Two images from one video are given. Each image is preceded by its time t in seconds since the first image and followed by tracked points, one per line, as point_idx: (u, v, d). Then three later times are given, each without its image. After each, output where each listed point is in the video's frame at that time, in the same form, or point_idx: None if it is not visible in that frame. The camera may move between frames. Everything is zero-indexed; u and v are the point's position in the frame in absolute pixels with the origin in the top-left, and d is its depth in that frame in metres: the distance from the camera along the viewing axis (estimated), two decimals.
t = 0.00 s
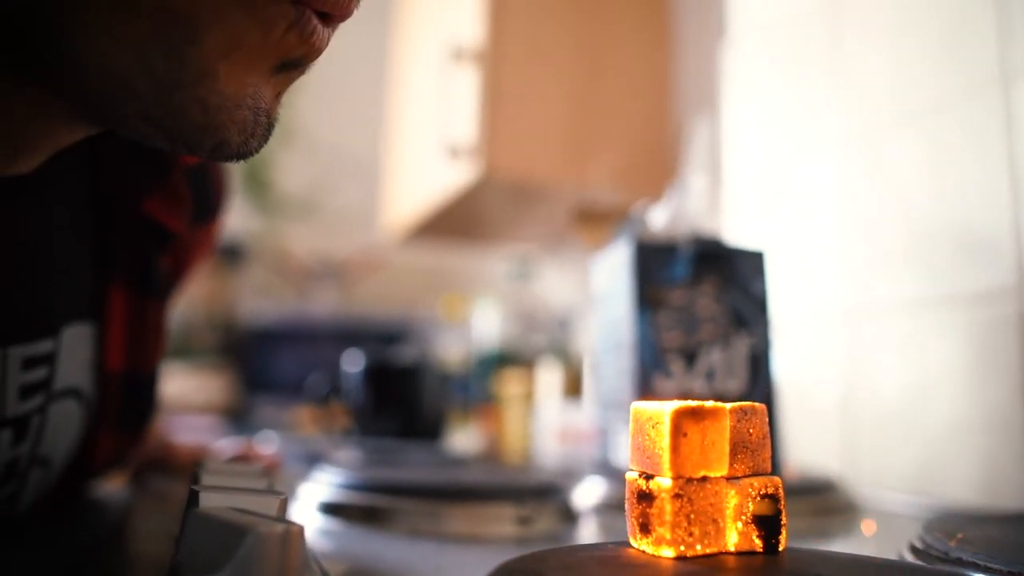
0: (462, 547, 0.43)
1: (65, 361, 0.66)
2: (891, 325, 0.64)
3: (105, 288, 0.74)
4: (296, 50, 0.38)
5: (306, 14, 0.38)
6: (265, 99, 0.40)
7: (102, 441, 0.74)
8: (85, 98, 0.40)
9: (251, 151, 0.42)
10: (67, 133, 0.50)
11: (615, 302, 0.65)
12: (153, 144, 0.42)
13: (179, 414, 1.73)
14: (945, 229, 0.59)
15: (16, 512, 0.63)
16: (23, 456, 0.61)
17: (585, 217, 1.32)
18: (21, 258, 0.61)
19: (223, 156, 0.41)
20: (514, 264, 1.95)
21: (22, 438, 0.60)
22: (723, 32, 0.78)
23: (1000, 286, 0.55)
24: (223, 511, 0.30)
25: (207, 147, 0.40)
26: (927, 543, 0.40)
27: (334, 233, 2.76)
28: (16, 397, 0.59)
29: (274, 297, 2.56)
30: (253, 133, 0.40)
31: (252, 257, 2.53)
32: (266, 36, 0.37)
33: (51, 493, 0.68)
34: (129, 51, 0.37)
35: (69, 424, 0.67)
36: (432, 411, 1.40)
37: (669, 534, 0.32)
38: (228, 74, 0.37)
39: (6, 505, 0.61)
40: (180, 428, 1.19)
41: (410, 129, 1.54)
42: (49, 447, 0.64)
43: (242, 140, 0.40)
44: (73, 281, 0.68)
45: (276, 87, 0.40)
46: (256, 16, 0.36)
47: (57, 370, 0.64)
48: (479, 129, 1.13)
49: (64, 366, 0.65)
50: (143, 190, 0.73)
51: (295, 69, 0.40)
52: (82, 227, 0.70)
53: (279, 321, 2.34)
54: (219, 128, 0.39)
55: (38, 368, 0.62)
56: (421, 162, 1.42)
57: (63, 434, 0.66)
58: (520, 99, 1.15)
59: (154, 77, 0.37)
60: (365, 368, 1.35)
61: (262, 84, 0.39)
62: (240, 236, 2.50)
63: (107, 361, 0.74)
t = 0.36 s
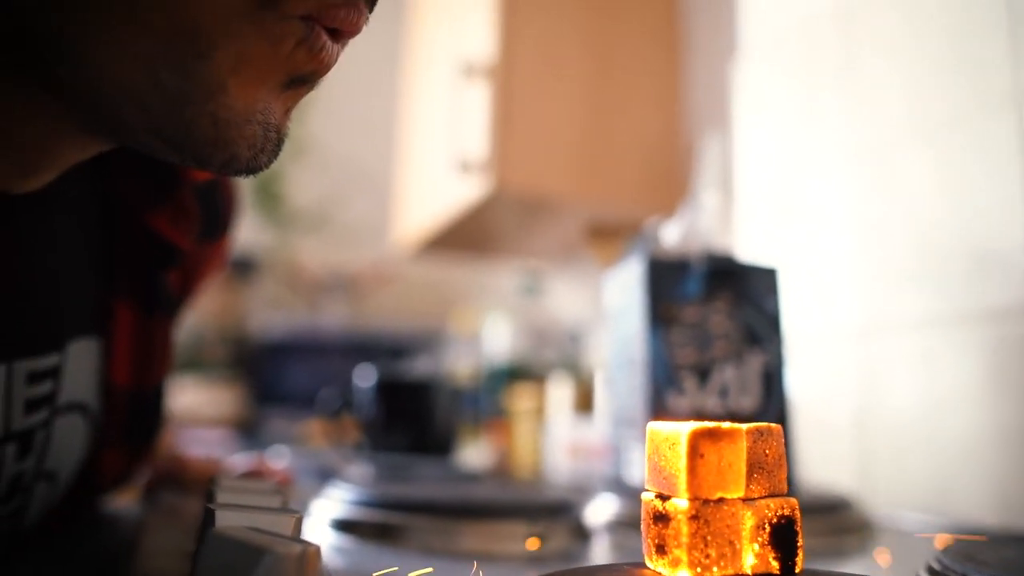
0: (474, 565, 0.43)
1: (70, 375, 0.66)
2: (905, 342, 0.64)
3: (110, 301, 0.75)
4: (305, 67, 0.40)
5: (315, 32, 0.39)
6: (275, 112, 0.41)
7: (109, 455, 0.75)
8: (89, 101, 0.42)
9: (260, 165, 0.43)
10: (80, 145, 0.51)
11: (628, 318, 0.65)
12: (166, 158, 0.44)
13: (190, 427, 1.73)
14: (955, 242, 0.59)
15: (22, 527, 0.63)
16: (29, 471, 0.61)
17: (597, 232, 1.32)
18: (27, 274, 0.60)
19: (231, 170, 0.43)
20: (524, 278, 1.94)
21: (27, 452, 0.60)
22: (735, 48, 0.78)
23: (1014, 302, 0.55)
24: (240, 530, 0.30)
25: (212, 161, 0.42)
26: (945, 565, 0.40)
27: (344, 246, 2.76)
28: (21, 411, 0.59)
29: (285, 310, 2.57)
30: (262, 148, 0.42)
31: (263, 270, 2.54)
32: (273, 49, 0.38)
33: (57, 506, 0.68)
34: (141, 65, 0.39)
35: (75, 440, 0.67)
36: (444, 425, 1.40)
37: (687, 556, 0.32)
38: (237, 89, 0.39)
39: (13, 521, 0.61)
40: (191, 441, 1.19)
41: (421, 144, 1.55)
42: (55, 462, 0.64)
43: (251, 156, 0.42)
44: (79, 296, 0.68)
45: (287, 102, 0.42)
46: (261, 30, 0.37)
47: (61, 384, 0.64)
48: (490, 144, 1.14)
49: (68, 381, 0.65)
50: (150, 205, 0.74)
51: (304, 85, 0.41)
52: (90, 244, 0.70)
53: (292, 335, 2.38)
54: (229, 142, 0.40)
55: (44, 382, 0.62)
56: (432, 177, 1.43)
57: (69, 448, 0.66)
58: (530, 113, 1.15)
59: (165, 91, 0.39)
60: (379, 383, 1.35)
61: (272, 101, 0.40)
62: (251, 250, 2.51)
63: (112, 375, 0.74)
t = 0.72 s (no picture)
0: None
1: (75, 386, 0.66)
2: (915, 355, 0.62)
3: (115, 315, 0.75)
4: (288, 78, 0.40)
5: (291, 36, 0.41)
6: (269, 121, 0.42)
7: (116, 465, 0.76)
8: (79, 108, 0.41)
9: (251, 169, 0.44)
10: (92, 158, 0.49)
11: (636, 332, 0.65)
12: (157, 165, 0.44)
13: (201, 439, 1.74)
14: (967, 257, 0.57)
15: (28, 538, 0.63)
16: (35, 482, 0.61)
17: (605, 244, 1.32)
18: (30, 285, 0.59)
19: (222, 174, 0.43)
20: (533, 290, 1.95)
21: (34, 462, 0.60)
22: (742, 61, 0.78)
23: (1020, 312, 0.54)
24: (252, 550, 0.30)
25: (204, 165, 0.42)
26: None
27: (353, 258, 2.77)
28: (30, 421, 0.59)
29: (294, 322, 2.58)
30: (253, 150, 0.42)
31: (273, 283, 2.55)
32: (254, 61, 0.39)
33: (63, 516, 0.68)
34: (125, 70, 0.39)
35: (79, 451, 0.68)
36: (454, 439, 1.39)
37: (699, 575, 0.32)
38: (225, 96, 0.39)
39: (18, 532, 0.61)
40: (200, 455, 1.20)
41: (429, 158, 1.56)
42: (60, 472, 0.64)
43: (242, 158, 0.42)
44: (83, 307, 0.68)
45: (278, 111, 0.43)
46: (239, 37, 0.38)
47: (68, 395, 0.65)
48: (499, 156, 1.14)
49: (74, 392, 0.66)
50: (154, 214, 0.74)
51: (290, 99, 0.42)
52: (94, 251, 0.70)
53: (297, 346, 2.34)
54: (220, 147, 0.41)
55: (50, 393, 0.62)
56: (440, 191, 1.43)
57: (74, 458, 0.66)
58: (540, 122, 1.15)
59: (149, 100, 0.39)
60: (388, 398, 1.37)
61: (265, 109, 0.41)
62: (261, 262, 2.52)
63: (118, 389, 0.74)
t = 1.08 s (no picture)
0: None
1: (123, 390, 0.67)
2: (944, 366, 0.62)
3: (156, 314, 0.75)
4: (310, 102, 0.41)
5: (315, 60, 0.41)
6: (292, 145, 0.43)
7: (156, 469, 0.78)
8: (98, 114, 0.43)
9: (274, 189, 0.44)
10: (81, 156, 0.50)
11: (664, 342, 0.65)
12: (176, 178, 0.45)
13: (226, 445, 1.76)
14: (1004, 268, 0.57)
15: (71, 538, 0.64)
16: (79, 483, 0.62)
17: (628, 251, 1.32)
18: (74, 288, 0.59)
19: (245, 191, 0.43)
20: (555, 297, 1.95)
21: (79, 462, 0.61)
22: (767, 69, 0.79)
23: None
24: (289, 559, 0.31)
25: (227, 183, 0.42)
26: None
27: (374, 265, 2.79)
28: (78, 422, 0.60)
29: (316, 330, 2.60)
30: (273, 174, 0.43)
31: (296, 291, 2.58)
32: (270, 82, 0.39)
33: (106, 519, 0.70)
34: (150, 89, 0.40)
35: (122, 455, 0.69)
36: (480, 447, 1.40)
37: None
38: (248, 119, 0.40)
39: (62, 532, 0.62)
40: (227, 461, 1.21)
41: (451, 167, 1.57)
42: (105, 474, 0.66)
43: (263, 179, 0.42)
44: (128, 311, 0.68)
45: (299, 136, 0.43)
46: (264, 60, 0.39)
47: (114, 398, 0.66)
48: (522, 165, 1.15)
49: (121, 396, 0.67)
50: (197, 221, 0.73)
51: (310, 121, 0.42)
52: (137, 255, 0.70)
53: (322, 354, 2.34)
54: (242, 167, 0.41)
55: (97, 395, 0.63)
56: (462, 200, 1.45)
57: (117, 461, 0.68)
58: (562, 129, 1.16)
59: (176, 121, 0.40)
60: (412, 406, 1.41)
61: (286, 131, 0.42)
62: (283, 270, 2.55)
63: (161, 392, 0.75)
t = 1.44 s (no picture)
0: None
1: (157, 387, 0.68)
2: (970, 376, 0.61)
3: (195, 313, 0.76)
4: (318, 103, 0.42)
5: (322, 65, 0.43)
6: (302, 146, 0.44)
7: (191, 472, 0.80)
8: (110, 115, 0.45)
9: (285, 189, 0.45)
10: (80, 158, 0.52)
11: (686, 353, 0.64)
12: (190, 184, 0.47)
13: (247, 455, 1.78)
14: (1019, 272, 0.55)
15: (103, 534, 0.65)
16: (113, 477, 0.63)
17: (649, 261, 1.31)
18: (107, 287, 0.61)
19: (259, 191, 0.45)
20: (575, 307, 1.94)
21: (113, 457, 0.62)
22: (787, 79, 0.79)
23: None
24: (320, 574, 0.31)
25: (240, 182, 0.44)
26: None
27: (391, 275, 2.80)
28: (111, 416, 0.61)
29: (334, 340, 2.61)
30: (283, 172, 0.44)
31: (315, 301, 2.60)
32: (282, 81, 0.41)
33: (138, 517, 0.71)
34: (162, 90, 0.42)
35: (154, 454, 0.69)
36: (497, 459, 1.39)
37: None
38: (259, 119, 0.42)
39: (95, 527, 0.63)
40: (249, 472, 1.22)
41: (470, 178, 1.57)
42: (137, 471, 0.67)
43: (273, 177, 0.43)
44: (163, 310, 0.68)
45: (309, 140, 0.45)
46: (273, 61, 0.41)
47: (148, 393, 0.66)
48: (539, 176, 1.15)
49: (155, 392, 0.67)
50: (229, 219, 0.74)
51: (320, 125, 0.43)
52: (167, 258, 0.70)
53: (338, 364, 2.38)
54: (252, 166, 0.43)
55: (131, 390, 0.64)
56: (481, 211, 1.45)
57: (150, 459, 0.68)
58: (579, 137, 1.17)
59: (189, 121, 0.42)
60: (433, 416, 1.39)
61: (297, 133, 0.43)
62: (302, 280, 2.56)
63: (196, 392, 0.76)
